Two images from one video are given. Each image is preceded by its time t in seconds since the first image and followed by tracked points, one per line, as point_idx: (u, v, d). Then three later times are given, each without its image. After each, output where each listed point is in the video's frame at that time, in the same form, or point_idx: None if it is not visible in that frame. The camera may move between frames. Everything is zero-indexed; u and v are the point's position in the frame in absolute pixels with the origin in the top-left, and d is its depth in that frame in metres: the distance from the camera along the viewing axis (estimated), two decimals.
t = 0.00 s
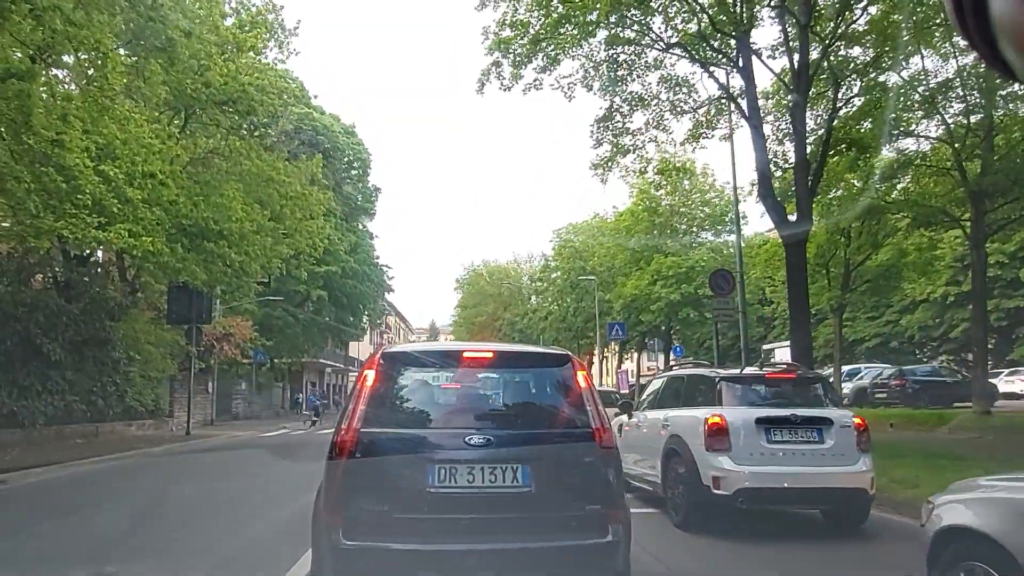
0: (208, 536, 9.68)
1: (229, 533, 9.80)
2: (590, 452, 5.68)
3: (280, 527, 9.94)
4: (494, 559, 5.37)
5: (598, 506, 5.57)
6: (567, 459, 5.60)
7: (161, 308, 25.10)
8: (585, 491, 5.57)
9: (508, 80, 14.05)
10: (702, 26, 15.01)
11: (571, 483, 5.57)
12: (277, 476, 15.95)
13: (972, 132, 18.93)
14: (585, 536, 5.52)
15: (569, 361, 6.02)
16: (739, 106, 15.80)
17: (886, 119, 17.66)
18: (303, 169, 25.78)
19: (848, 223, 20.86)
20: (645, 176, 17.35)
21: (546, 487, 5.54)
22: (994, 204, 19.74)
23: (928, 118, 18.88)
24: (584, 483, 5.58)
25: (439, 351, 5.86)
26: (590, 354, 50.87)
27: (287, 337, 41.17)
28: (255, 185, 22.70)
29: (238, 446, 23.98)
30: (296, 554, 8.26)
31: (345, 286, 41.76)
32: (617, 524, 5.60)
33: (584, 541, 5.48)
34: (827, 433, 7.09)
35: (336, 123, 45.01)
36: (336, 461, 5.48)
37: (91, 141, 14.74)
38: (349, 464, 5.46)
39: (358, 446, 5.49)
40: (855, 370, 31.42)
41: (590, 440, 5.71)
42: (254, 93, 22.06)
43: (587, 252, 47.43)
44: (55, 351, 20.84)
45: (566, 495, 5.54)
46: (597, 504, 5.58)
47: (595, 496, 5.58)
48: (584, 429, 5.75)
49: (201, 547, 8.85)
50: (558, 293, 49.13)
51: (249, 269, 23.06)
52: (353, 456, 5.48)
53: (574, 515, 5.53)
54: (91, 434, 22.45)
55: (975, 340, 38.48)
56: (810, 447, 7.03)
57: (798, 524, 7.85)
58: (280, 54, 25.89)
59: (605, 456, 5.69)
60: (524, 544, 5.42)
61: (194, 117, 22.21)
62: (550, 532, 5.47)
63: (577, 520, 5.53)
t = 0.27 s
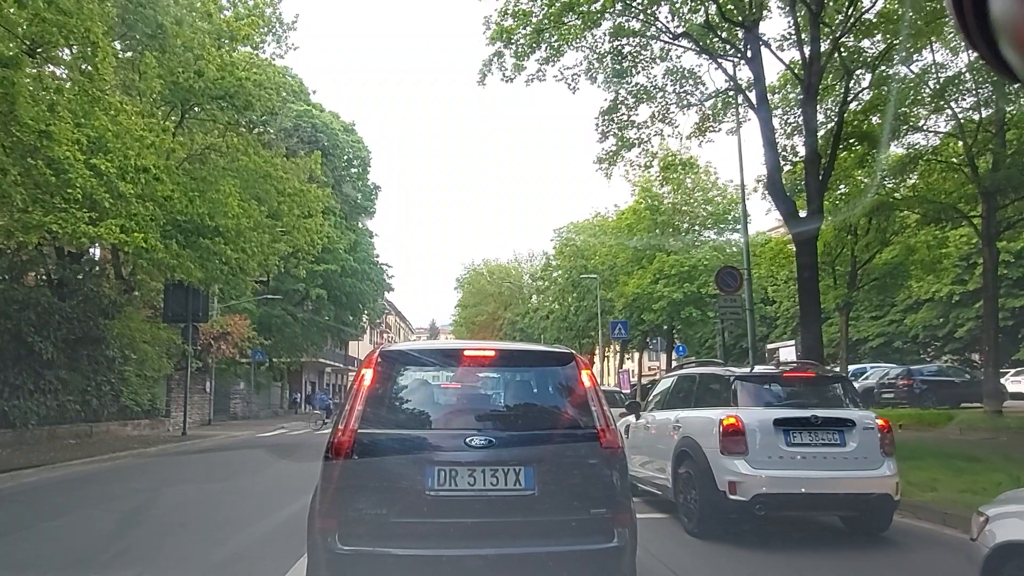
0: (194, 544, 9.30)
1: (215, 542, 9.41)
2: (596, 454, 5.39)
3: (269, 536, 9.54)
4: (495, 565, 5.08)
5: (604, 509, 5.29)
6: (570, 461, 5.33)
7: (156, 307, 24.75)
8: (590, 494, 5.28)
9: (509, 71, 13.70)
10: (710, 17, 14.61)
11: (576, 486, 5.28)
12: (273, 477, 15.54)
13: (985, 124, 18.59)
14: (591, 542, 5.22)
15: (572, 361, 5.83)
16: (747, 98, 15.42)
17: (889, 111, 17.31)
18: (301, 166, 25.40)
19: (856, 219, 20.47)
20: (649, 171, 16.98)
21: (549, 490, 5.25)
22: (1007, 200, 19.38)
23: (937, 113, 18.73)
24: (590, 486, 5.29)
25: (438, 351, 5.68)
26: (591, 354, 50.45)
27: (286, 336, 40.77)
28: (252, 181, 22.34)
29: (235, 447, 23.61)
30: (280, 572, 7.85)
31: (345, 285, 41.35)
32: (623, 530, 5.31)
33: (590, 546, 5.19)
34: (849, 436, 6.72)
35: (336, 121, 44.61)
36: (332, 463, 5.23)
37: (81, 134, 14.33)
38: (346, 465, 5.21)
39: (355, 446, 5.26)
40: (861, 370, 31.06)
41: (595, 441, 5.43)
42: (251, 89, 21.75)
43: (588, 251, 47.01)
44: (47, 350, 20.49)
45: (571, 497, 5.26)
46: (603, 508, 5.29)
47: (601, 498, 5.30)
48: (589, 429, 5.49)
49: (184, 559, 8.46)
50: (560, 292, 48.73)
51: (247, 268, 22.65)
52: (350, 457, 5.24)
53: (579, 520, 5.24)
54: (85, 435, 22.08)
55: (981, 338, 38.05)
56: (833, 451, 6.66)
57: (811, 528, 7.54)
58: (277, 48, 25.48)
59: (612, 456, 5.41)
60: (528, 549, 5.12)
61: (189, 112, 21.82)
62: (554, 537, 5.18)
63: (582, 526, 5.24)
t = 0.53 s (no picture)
0: (184, 545, 8.97)
1: (206, 543, 9.09)
2: (600, 455, 5.12)
3: (262, 537, 9.23)
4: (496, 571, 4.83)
5: (609, 513, 5.04)
6: (574, 463, 5.07)
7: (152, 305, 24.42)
8: (594, 497, 5.04)
9: (511, 62, 13.37)
10: (716, 7, 14.25)
11: (580, 489, 5.03)
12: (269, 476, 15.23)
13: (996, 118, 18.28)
14: (596, 547, 4.98)
15: (575, 358, 5.52)
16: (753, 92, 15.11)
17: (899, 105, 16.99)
18: (299, 162, 25.04)
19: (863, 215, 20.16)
20: (654, 167, 16.66)
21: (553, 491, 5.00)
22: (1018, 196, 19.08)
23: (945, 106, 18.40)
24: (594, 488, 5.04)
25: (436, 348, 5.36)
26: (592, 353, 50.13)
27: (285, 336, 40.38)
28: (249, 177, 21.98)
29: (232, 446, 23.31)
30: None
31: (344, 284, 41.01)
32: (629, 533, 5.06)
33: (594, 551, 4.95)
34: (871, 437, 6.39)
35: (336, 118, 44.24)
36: (330, 463, 4.98)
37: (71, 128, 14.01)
38: (344, 466, 4.96)
39: (354, 445, 5.00)
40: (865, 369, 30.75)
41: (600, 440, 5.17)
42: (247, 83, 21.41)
43: (590, 249, 46.67)
44: (40, 348, 20.17)
45: (574, 500, 5.01)
46: (607, 510, 5.04)
47: (605, 501, 5.05)
48: (591, 432, 5.20)
49: (173, 561, 8.13)
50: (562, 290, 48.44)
51: (244, 265, 22.26)
52: (347, 460, 4.97)
53: (583, 524, 4.99)
54: (80, 435, 21.78)
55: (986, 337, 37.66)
56: (854, 454, 6.33)
57: (821, 532, 7.29)
58: (275, 43, 25.08)
59: (617, 457, 5.15)
60: (530, 554, 4.88)
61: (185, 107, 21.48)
62: (556, 541, 4.94)
63: (586, 530, 4.99)
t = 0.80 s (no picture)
0: (173, 547, 8.65)
1: (195, 545, 8.77)
2: (605, 456, 4.82)
3: (254, 538, 8.91)
4: None
5: (614, 516, 4.74)
6: (578, 464, 4.77)
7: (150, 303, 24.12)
8: (599, 499, 4.74)
9: (513, 54, 13.09)
10: None
11: (584, 491, 4.73)
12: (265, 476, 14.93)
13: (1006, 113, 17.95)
14: (601, 553, 4.68)
15: (579, 356, 5.21)
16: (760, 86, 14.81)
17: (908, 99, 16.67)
18: (296, 158, 24.71)
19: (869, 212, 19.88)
20: (658, 162, 16.37)
21: (556, 494, 4.70)
22: None
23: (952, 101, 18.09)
24: (599, 490, 4.74)
25: (434, 346, 5.04)
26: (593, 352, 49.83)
27: (284, 335, 40.07)
28: (245, 174, 21.64)
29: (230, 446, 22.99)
30: None
31: (344, 283, 40.69)
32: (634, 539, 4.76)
33: (598, 556, 4.65)
34: (893, 440, 6.09)
35: (335, 116, 43.95)
36: (326, 465, 4.68)
37: (63, 121, 13.72)
38: (341, 469, 4.65)
39: (351, 446, 4.69)
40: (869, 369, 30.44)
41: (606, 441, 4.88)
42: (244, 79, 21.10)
43: (591, 248, 46.36)
44: (33, 347, 19.86)
45: (578, 504, 4.71)
46: (613, 514, 4.74)
47: (611, 504, 4.75)
48: (593, 434, 4.89)
49: (161, 564, 7.81)
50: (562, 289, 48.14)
51: (241, 264, 21.89)
52: (341, 462, 4.67)
53: (587, 528, 4.69)
54: (75, 435, 21.48)
55: (990, 337, 37.30)
56: (875, 456, 6.02)
57: (835, 537, 6.98)
58: (273, 38, 24.76)
59: (623, 459, 4.85)
60: (531, 560, 4.57)
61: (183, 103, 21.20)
62: (559, 546, 4.64)
63: (591, 534, 4.69)
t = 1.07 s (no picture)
0: (163, 549, 8.35)
1: (186, 548, 8.47)
2: (610, 458, 4.52)
3: (247, 540, 8.60)
4: None
5: (620, 521, 4.44)
6: (582, 466, 4.48)
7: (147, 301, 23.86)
8: (605, 503, 4.44)
9: (514, 47, 12.85)
10: None
11: (589, 495, 4.43)
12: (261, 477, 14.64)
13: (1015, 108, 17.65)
14: (606, 559, 4.40)
15: (584, 354, 4.93)
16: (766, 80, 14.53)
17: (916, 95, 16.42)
18: (294, 156, 24.45)
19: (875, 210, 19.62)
20: (663, 159, 16.11)
21: (557, 498, 4.41)
22: None
23: (959, 96, 17.86)
24: (604, 494, 4.45)
25: (432, 343, 4.77)
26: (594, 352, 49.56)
27: (283, 334, 39.76)
28: (242, 172, 21.37)
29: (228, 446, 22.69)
30: None
31: (343, 282, 40.42)
32: (643, 544, 4.47)
33: (604, 563, 4.37)
34: (915, 443, 5.83)
35: (336, 114, 43.75)
36: (322, 468, 4.40)
37: (57, 115, 13.48)
38: (337, 471, 4.38)
39: (348, 447, 4.42)
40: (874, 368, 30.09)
41: (611, 441, 4.58)
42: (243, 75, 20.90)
43: (592, 247, 46.09)
44: (26, 345, 19.60)
45: (583, 508, 4.42)
46: (619, 518, 4.45)
47: (617, 507, 4.45)
48: (596, 436, 4.58)
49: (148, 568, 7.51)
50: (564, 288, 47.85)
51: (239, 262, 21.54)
52: (335, 466, 4.39)
53: (592, 533, 4.40)
54: (72, 435, 21.19)
55: (995, 337, 36.96)
56: (896, 459, 5.76)
57: (849, 543, 6.69)
58: (272, 35, 24.49)
59: (629, 461, 4.54)
60: (534, 567, 4.31)
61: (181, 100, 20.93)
62: (562, 553, 4.36)
63: (596, 539, 4.41)
